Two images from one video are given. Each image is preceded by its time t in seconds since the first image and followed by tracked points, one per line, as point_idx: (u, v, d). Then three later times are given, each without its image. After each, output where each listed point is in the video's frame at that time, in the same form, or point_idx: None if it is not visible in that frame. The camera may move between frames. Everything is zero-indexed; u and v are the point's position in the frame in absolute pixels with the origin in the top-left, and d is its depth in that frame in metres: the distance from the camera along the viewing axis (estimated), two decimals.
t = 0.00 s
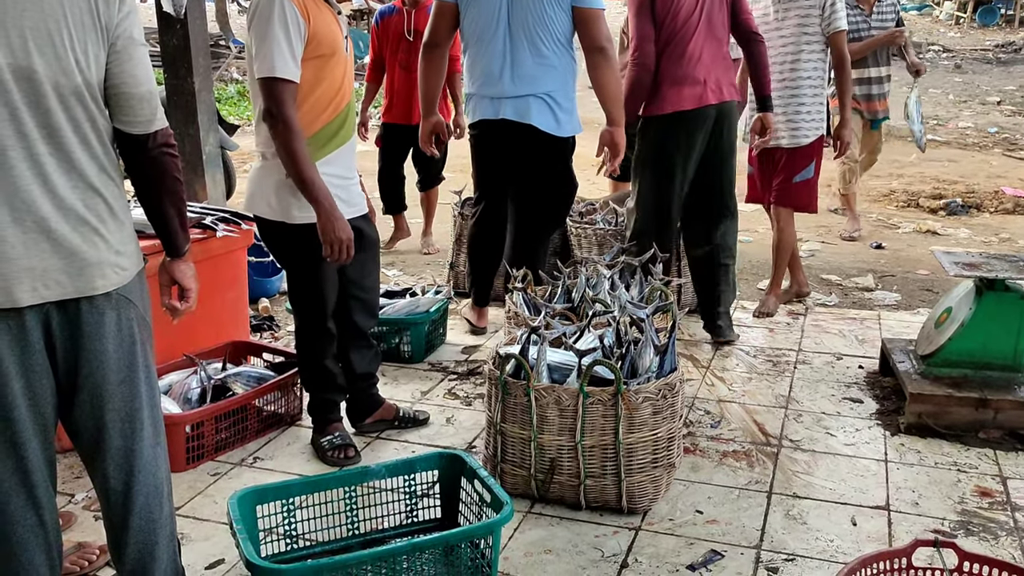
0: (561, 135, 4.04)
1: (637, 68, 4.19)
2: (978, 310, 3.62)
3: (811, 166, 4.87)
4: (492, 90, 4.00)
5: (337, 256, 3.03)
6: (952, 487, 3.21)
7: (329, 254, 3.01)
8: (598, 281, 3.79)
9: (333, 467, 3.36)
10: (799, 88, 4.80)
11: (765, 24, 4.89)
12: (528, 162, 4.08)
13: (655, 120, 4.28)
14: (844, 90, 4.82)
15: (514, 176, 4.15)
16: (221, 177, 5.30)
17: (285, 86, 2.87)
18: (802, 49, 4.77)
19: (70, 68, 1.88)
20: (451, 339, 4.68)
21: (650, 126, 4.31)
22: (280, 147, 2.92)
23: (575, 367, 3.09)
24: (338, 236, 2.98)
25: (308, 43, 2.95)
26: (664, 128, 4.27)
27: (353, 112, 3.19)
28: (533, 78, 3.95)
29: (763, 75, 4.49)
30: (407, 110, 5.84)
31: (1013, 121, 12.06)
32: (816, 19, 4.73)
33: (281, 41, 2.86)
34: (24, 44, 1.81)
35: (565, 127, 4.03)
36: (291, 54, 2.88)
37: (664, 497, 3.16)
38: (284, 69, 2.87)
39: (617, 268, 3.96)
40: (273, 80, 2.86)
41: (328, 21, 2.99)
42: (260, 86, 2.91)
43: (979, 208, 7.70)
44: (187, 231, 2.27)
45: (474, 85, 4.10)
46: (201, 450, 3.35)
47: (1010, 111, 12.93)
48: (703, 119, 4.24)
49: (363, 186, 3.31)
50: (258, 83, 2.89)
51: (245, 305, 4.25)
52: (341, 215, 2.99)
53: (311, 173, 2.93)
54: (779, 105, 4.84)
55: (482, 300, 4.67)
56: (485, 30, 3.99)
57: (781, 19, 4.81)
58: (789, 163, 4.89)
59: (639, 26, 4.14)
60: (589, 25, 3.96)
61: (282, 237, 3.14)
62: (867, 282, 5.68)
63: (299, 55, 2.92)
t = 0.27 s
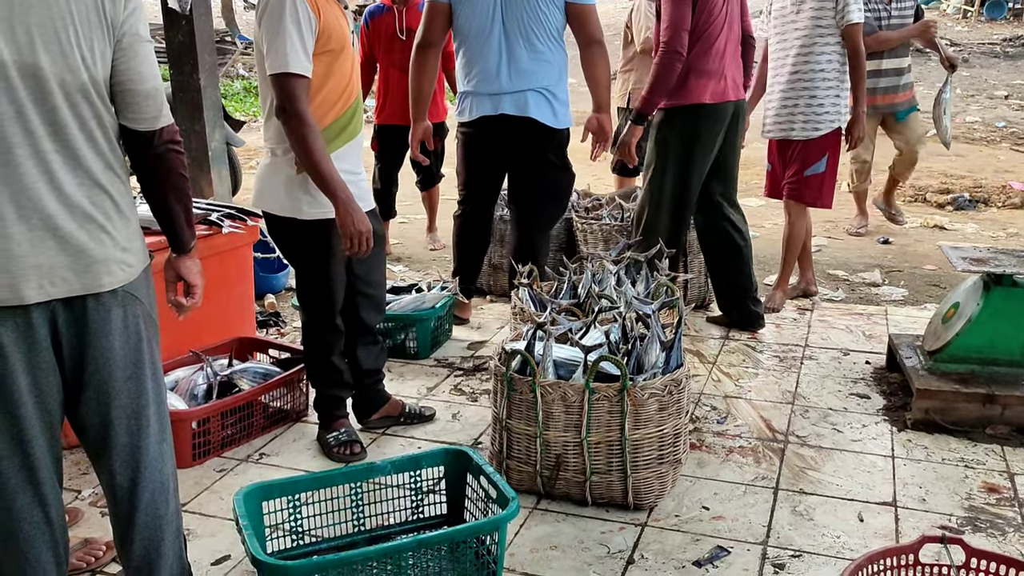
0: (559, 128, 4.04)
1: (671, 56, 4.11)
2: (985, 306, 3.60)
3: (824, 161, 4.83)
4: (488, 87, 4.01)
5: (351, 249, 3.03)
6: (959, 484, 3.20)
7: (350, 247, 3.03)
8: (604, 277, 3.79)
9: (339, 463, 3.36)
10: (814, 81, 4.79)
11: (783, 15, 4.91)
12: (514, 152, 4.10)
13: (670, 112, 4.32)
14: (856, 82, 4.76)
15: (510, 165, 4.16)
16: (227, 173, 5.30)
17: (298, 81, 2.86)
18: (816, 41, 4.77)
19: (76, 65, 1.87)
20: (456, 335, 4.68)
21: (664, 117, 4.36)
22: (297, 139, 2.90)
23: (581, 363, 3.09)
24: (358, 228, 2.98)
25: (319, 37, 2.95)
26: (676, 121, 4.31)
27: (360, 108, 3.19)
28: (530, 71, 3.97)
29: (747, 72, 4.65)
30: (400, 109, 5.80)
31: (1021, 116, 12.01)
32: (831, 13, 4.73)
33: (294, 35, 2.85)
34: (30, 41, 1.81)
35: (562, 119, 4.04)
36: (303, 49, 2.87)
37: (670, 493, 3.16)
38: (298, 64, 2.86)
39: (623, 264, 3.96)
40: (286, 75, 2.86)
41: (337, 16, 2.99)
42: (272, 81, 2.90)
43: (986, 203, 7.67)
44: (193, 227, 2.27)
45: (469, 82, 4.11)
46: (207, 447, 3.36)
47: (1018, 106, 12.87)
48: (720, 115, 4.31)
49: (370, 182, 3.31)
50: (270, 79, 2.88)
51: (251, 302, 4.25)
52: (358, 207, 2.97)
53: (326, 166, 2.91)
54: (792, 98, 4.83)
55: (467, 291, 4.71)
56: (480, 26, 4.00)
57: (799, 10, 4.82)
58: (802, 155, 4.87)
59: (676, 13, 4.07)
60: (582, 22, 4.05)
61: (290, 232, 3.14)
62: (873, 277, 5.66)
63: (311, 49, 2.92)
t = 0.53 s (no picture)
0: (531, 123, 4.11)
1: (726, 51, 4.08)
2: (989, 302, 3.59)
3: (842, 155, 4.83)
4: (463, 82, 4.06)
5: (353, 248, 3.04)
6: (963, 479, 3.20)
7: (349, 246, 3.04)
8: (609, 274, 3.79)
9: (343, 461, 3.37)
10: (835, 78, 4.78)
11: (799, 11, 4.88)
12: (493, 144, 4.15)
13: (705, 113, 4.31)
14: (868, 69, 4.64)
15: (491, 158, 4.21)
16: (230, 170, 5.31)
17: (300, 80, 2.87)
18: (835, 37, 4.73)
19: (81, 64, 1.88)
20: (460, 332, 4.68)
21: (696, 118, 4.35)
22: (297, 138, 2.91)
23: (585, 360, 3.09)
24: (357, 228, 2.99)
25: (321, 35, 2.95)
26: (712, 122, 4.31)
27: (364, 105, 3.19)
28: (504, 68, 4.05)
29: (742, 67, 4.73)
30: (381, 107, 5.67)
31: None
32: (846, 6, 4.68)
33: (295, 34, 2.85)
34: (36, 40, 1.82)
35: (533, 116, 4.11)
36: (305, 48, 2.88)
37: (673, 490, 3.16)
38: (299, 63, 2.86)
39: (627, 260, 3.96)
40: (288, 74, 2.86)
41: (339, 14, 2.99)
42: (274, 80, 2.90)
43: (990, 198, 7.66)
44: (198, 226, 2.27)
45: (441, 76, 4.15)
46: (212, 444, 3.37)
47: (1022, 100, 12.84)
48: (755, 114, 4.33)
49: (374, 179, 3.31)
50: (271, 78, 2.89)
51: (255, 299, 4.26)
52: (356, 206, 2.98)
53: (328, 165, 2.92)
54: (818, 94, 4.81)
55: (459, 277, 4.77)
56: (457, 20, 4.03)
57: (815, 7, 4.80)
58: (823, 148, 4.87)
59: (730, 9, 4.03)
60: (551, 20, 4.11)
61: (295, 229, 3.14)
62: (877, 273, 5.65)
63: (313, 48, 2.92)
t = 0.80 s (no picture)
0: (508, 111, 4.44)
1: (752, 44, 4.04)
2: (992, 298, 3.59)
3: (868, 150, 4.83)
4: (447, 71, 4.32)
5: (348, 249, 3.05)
6: (966, 475, 3.20)
7: (340, 246, 3.04)
8: (612, 270, 3.79)
9: (347, 457, 3.38)
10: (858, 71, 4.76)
11: (817, 8, 4.85)
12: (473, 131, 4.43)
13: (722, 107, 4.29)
14: (885, 64, 4.71)
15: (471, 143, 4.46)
16: (234, 167, 5.32)
17: (297, 79, 2.88)
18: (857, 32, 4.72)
19: (85, 63, 1.89)
20: (464, 328, 4.69)
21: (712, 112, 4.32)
22: (293, 138, 2.92)
23: (588, 357, 3.10)
24: (347, 230, 3.00)
25: (320, 34, 2.95)
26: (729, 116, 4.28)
27: (366, 102, 3.19)
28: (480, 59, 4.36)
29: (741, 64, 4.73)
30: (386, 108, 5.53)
31: None
32: None
33: (290, 35, 2.86)
34: (40, 39, 1.82)
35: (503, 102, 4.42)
36: (301, 47, 2.88)
37: (677, 486, 3.17)
38: (295, 63, 2.87)
39: (631, 257, 3.97)
40: (284, 74, 2.87)
41: (339, 12, 2.99)
42: (271, 80, 2.91)
43: (994, 194, 7.65)
44: (203, 223, 2.28)
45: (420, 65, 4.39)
46: (216, 441, 3.38)
47: None
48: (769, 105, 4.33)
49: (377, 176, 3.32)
50: (269, 78, 2.90)
51: (260, 296, 4.27)
52: (351, 207, 3.01)
53: (321, 164, 2.94)
54: (844, 91, 4.79)
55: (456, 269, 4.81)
56: (437, 11, 4.27)
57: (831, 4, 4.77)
58: (848, 147, 4.87)
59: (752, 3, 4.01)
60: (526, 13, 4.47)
61: (297, 227, 3.15)
62: (880, 269, 5.65)
63: (310, 47, 2.92)
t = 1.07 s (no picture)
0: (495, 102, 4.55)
1: (757, 41, 4.04)
2: (992, 295, 3.59)
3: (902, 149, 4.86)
4: (440, 65, 4.43)
5: (348, 247, 3.06)
6: (967, 472, 3.21)
7: (334, 246, 3.04)
8: (613, 268, 3.79)
9: (349, 455, 3.39)
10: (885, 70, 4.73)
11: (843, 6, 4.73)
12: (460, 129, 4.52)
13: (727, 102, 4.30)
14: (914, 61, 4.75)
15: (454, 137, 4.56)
16: (234, 166, 5.32)
17: (293, 79, 2.89)
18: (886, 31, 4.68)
19: (87, 61, 1.89)
20: (465, 326, 4.69)
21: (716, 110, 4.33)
22: (289, 138, 2.93)
23: (590, 354, 3.10)
24: (342, 229, 3.00)
25: (317, 33, 2.94)
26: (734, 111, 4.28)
27: (365, 101, 3.19)
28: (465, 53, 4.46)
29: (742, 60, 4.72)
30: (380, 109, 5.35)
31: None
32: None
33: (286, 34, 2.86)
34: (42, 38, 1.83)
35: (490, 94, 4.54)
36: (297, 46, 2.89)
37: (678, 483, 3.17)
38: (291, 62, 2.88)
39: (632, 255, 3.97)
40: (281, 74, 2.88)
41: (338, 11, 2.99)
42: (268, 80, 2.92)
43: (995, 191, 7.65)
44: (204, 221, 2.28)
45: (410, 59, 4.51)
46: (217, 439, 3.38)
47: None
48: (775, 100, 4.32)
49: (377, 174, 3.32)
50: (266, 77, 2.91)
51: (261, 294, 4.27)
52: (345, 206, 3.01)
53: (316, 164, 2.95)
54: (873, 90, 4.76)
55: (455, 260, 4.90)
56: (426, 9, 4.39)
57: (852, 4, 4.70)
58: (877, 149, 4.86)
59: None
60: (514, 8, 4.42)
61: (297, 225, 3.16)
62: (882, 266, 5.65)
63: (307, 46, 2.92)
